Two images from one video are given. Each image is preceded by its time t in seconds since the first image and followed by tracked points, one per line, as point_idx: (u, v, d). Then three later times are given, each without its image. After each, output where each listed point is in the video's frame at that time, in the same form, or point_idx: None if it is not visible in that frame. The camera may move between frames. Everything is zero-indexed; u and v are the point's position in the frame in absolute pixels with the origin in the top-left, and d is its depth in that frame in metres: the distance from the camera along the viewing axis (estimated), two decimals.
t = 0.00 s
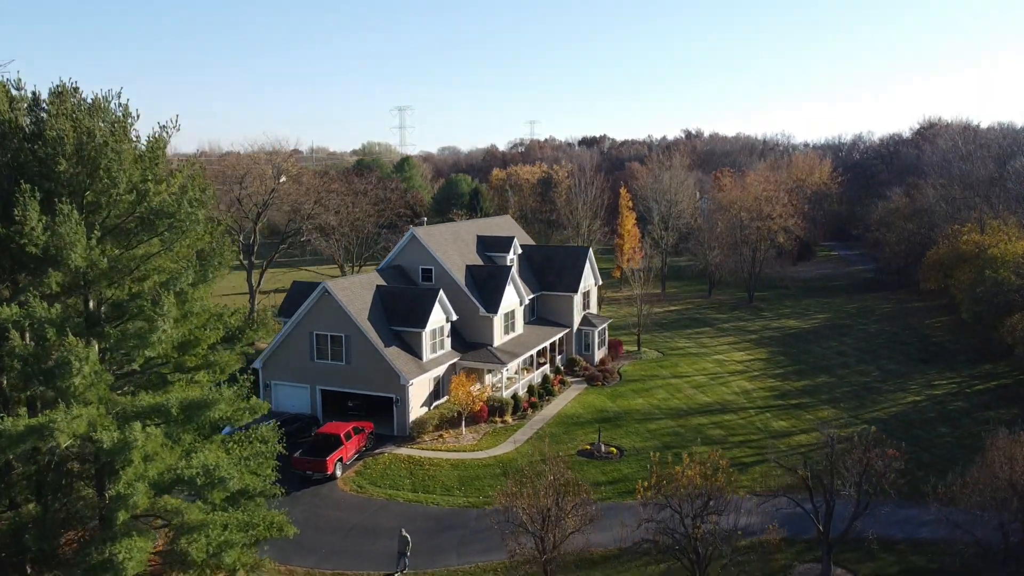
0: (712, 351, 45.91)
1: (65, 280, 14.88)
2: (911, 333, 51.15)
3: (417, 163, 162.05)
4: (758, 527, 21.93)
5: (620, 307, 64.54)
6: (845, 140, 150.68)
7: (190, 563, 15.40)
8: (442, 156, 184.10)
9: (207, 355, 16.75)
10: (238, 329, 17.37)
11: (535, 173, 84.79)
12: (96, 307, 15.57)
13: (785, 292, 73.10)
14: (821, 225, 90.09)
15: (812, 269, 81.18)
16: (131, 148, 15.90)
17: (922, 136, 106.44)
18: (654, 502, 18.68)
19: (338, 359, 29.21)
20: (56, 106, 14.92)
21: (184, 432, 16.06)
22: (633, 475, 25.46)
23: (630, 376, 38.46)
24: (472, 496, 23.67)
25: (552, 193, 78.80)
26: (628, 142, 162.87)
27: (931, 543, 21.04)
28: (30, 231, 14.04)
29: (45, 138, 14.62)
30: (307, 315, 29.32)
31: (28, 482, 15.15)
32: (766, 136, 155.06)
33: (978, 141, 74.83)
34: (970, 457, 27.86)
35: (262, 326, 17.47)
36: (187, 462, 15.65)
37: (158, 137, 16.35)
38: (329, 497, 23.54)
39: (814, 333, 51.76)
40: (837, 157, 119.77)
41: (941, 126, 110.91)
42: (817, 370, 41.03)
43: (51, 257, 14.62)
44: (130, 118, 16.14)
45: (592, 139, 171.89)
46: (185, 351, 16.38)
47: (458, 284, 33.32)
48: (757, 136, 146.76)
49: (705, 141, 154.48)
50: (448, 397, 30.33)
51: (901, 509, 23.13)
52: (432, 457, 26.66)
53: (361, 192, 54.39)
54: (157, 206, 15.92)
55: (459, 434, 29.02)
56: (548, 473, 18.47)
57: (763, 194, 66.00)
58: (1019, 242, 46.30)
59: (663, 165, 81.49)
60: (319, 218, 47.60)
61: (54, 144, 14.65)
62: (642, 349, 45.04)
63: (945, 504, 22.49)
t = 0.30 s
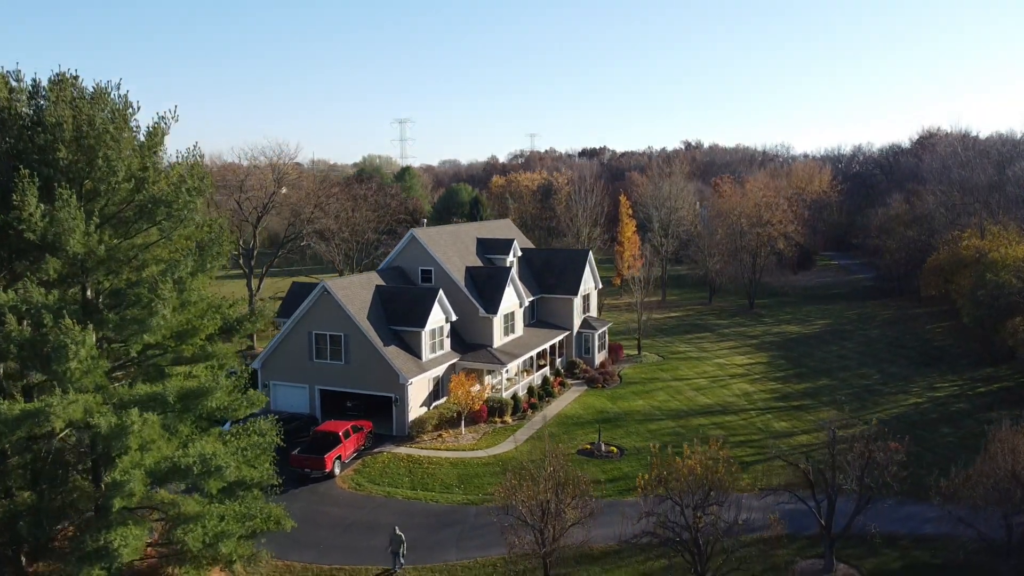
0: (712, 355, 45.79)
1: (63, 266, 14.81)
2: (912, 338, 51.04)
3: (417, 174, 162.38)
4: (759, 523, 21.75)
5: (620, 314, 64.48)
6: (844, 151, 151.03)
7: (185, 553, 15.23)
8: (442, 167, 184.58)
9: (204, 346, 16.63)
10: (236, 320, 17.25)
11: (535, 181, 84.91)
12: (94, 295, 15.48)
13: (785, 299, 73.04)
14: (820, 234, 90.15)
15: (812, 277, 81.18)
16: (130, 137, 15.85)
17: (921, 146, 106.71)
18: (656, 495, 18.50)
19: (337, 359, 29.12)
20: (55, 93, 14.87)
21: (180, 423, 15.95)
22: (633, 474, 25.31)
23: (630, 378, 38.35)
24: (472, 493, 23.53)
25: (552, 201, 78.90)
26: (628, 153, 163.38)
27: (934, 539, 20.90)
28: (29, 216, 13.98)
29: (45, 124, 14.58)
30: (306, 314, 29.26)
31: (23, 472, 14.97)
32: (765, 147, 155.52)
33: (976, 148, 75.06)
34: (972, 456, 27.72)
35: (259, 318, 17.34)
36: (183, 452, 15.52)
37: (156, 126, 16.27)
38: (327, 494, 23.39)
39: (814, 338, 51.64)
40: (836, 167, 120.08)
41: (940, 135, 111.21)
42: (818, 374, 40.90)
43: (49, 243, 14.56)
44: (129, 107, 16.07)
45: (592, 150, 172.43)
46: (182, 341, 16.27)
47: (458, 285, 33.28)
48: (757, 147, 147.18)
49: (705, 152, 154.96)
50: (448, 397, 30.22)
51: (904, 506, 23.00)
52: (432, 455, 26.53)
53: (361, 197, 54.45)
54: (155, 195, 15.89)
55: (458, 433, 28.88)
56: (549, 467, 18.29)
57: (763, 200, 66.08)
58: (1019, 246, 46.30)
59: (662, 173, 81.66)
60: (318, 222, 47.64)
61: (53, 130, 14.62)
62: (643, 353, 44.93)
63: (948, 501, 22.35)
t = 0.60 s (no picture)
0: (713, 359, 45.66)
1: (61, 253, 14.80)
2: (913, 343, 50.93)
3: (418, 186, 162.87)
4: (761, 519, 21.59)
5: (620, 321, 64.40)
6: (843, 162, 151.40)
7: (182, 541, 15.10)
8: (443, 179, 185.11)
9: (202, 334, 16.57)
10: (235, 309, 17.20)
11: (535, 190, 85.11)
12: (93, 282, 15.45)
13: (786, 306, 72.98)
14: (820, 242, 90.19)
15: (813, 285, 81.16)
16: (130, 125, 15.88)
17: (921, 155, 107.04)
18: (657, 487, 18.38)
19: (336, 359, 29.04)
20: (55, 81, 14.85)
21: (177, 410, 15.89)
22: (634, 472, 25.16)
23: (630, 381, 38.24)
24: (471, 490, 23.39)
25: (552, 209, 79.03)
26: (627, 164, 163.90)
27: (937, 535, 20.76)
28: (28, 202, 13.98)
29: (45, 111, 14.61)
30: (305, 314, 29.22)
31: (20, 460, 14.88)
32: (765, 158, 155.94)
33: (975, 156, 75.26)
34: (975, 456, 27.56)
35: (257, 308, 17.24)
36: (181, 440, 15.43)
37: (156, 115, 16.24)
38: (326, 492, 23.25)
39: (815, 343, 51.53)
40: (836, 177, 120.36)
41: (940, 145, 111.53)
42: (820, 377, 40.75)
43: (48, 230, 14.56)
44: (128, 98, 16.03)
45: (592, 162, 173.02)
46: (181, 330, 16.21)
47: (458, 285, 33.27)
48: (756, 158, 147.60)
49: (705, 163, 155.42)
50: (447, 397, 30.11)
51: (907, 503, 22.86)
52: (431, 454, 26.41)
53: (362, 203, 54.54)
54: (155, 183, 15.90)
55: (458, 433, 28.77)
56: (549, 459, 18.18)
57: (762, 207, 66.20)
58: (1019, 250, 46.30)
59: (662, 181, 81.87)
60: (318, 227, 47.68)
61: (52, 117, 14.63)
62: (643, 357, 44.80)
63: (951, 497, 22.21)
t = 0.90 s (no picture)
0: (714, 363, 45.53)
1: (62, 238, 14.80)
2: (915, 347, 50.81)
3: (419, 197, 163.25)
4: (764, 513, 21.43)
5: (621, 327, 64.29)
6: (843, 173, 151.81)
7: (181, 529, 14.99)
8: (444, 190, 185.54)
9: (201, 322, 16.51)
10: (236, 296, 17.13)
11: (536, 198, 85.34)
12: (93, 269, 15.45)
13: (787, 313, 72.89)
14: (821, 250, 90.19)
15: (813, 293, 81.12)
16: (131, 111, 15.91)
17: (920, 164, 107.37)
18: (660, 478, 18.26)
19: (337, 358, 28.98)
20: (57, 68, 14.92)
21: (177, 397, 15.80)
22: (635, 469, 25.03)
23: (631, 383, 38.10)
24: (471, 487, 23.26)
25: (552, 216, 79.17)
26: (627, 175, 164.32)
27: (941, 530, 20.63)
28: (29, 184, 14.00)
29: (47, 96, 14.66)
30: (305, 313, 29.19)
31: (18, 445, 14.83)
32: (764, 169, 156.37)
33: (974, 163, 75.40)
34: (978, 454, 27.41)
35: (258, 296, 17.16)
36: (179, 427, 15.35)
37: (156, 104, 16.28)
38: (325, 488, 23.12)
39: (816, 348, 51.39)
40: (836, 187, 120.67)
41: (939, 154, 111.84)
42: (821, 379, 40.61)
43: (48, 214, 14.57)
44: (129, 86, 16.08)
45: (592, 173, 173.55)
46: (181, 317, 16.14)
47: (458, 286, 33.25)
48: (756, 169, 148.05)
49: (704, 174, 155.85)
50: (447, 397, 29.99)
51: (911, 498, 22.72)
52: (431, 452, 26.29)
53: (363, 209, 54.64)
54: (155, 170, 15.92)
55: (458, 432, 28.64)
56: (549, 450, 18.11)
57: (762, 213, 66.33)
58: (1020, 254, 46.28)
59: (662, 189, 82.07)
60: (319, 231, 47.76)
61: (55, 103, 14.68)
62: (644, 361, 44.67)
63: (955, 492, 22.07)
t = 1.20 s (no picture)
0: (714, 366, 45.40)
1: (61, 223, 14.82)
2: (916, 352, 50.69)
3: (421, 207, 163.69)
4: (766, 508, 21.31)
5: (621, 334, 64.25)
6: (842, 183, 152.21)
7: (179, 517, 14.86)
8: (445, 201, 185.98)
9: (202, 309, 16.52)
10: (237, 285, 17.15)
11: (536, 206, 85.60)
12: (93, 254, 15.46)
13: (787, 320, 72.86)
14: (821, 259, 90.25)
15: (814, 301, 81.08)
16: (132, 99, 15.97)
17: (920, 173, 107.63)
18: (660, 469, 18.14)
19: (337, 357, 28.93)
20: (60, 54, 15.01)
21: (175, 384, 15.75)
22: (636, 466, 24.92)
23: (632, 386, 38.01)
24: (471, 483, 23.16)
25: (552, 224, 79.37)
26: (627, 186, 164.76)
27: (944, 524, 20.48)
28: (30, 166, 14.02)
29: (49, 81, 14.72)
30: (305, 312, 29.18)
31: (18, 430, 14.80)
32: (764, 180, 156.78)
33: (973, 171, 75.51)
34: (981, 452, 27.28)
35: (258, 284, 17.17)
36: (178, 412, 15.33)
37: (158, 93, 16.36)
38: (325, 484, 23.02)
39: (817, 352, 51.31)
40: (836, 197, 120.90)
41: (939, 164, 112.12)
42: (822, 382, 40.51)
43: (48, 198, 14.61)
44: (131, 74, 16.17)
45: (592, 184, 174.02)
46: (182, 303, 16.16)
47: (459, 286, 33.24)
48: (756, 180, 148.46)
49: (705, 184, 156.30)
50: (447, 396, 29.88)
51: (913, 494, 22.58)
52: (431, 450, 26.19)
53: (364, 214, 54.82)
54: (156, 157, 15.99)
55: (459, 431, 28.53)
56: (550, 441, 18.08)
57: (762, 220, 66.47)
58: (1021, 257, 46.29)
59: (662, 197, 82.30)
60: (320, 236, 47.89)
61: (56, 89, 14.75)
62: (645, 365, 44.59)
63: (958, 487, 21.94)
